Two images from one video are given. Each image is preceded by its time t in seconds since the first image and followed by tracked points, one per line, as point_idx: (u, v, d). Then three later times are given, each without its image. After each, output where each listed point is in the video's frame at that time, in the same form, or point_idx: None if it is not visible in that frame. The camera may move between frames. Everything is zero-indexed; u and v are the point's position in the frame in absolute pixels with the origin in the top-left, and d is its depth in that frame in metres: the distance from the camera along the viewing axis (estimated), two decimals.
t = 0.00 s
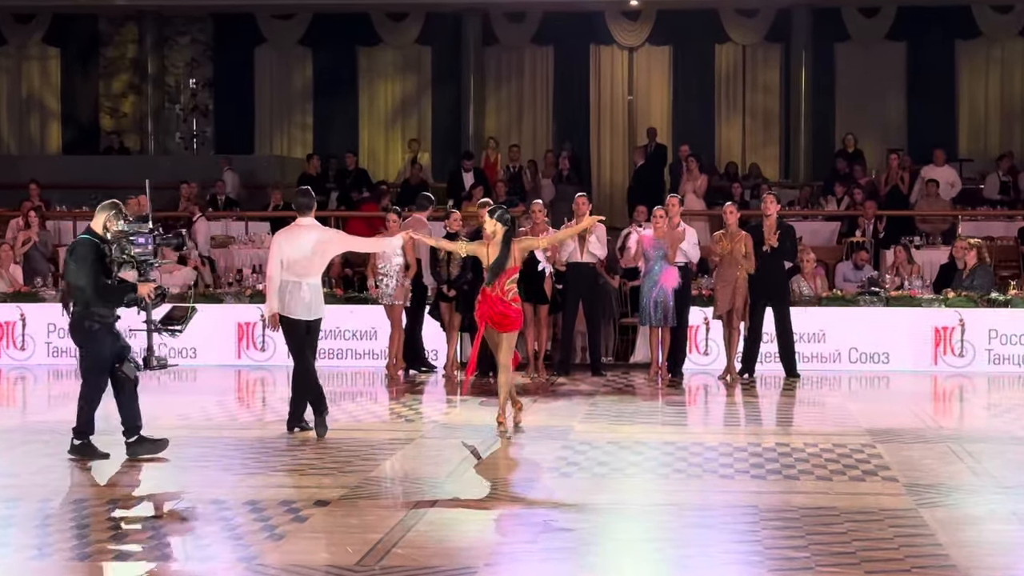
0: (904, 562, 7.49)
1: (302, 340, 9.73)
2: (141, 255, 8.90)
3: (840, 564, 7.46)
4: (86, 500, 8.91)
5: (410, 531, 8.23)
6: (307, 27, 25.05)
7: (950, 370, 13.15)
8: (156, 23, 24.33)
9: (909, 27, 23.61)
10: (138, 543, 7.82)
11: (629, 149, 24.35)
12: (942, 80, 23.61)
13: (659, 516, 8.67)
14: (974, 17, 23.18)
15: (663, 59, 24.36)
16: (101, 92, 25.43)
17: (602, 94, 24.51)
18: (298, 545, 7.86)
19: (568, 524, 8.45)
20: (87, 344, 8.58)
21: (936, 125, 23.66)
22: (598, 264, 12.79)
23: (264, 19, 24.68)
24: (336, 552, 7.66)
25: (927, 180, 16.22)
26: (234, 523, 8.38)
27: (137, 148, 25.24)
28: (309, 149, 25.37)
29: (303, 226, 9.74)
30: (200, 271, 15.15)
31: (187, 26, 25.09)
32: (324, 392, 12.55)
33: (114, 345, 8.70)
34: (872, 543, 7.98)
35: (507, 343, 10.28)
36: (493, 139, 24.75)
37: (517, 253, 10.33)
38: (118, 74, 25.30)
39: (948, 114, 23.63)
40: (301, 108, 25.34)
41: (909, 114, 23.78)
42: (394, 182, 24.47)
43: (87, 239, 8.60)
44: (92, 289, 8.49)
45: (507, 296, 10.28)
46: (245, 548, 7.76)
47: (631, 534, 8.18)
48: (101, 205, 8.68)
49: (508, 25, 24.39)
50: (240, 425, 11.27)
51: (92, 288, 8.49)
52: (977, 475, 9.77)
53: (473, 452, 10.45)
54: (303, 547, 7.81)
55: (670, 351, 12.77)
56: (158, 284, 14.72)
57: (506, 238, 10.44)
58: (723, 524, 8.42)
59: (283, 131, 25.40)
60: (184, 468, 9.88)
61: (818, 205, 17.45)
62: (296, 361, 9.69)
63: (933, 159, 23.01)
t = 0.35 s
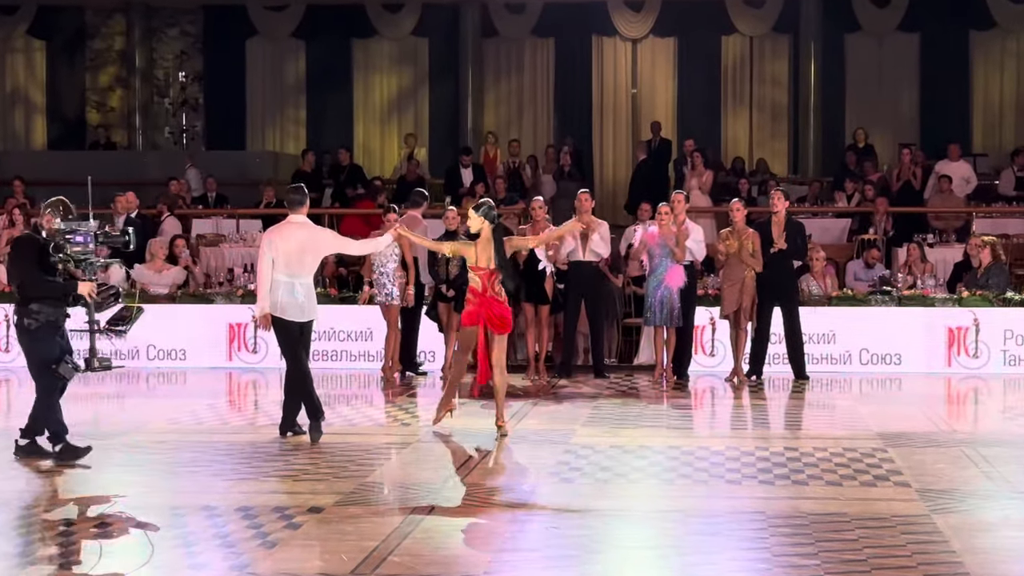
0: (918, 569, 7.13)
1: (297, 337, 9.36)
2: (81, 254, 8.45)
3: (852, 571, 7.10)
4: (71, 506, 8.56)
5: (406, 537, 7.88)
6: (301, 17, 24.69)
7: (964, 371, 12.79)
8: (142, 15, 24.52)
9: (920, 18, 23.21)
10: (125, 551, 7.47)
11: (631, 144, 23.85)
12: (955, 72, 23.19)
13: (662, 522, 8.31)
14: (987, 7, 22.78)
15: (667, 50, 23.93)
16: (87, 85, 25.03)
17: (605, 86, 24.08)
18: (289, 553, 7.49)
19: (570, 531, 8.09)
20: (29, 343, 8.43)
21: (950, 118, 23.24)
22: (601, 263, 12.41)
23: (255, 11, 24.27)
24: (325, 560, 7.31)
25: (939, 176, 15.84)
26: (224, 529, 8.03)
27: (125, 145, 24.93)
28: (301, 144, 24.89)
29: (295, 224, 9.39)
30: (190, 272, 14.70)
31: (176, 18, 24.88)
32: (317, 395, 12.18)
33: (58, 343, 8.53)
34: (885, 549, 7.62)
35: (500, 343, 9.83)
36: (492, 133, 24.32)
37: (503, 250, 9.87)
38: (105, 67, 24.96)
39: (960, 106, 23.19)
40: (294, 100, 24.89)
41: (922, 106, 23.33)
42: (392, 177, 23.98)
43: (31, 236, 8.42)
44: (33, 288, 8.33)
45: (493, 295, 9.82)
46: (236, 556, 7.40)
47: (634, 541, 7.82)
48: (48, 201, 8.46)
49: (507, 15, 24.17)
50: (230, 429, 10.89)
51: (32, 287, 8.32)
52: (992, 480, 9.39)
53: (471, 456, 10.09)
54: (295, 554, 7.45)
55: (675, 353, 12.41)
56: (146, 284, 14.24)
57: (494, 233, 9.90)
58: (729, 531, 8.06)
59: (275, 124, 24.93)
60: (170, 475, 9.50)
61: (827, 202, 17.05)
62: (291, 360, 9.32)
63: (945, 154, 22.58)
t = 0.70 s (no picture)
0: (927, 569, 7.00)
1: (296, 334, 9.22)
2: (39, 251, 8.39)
3: (860, 571, 6.98)
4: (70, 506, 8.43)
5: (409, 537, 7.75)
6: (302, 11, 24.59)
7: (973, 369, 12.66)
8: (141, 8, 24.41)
9: (928, 12, 23.07)
10: (124, 551, 7.35)
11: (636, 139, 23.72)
12: (964, 67, 23.06)
13: (668, 521, 8.18)
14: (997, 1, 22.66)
15: (672, 45, 23.81)
16: (86, 81, 24.93)
17: (610, 81, 23.94)
18: (291, 553, 7.36)
19: (574, 530, 7.96)
20: None
21: (958, 113, 23.10)
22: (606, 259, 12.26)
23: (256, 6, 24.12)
24: (326, 560, 7.18)
25: (947, 172, 15.71)
26: (224, 529, 7.91)
27: (124, 140, 24.88)
28: (303, 139, 24.77)
29: (292, 221, 9.30)
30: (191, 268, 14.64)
31: (176, 12, 24.76)
32: (319, 394, 12.06)
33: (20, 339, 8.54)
34: (893, 549, 7.49)
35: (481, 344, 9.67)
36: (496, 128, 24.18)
37: (479, 250, 9.73)
38: (104, 61, 24.88)
39: (968, 102, 23.07)
40: (296, 96, 24.77)
41: (930, 101, 23.18)
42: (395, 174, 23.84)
43: None
44: None
45: (467, 297, 9.66)
46: (237, 556, 7.28)
47: (640, 541, 7.69)
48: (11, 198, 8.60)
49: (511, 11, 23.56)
50: (231, 428, 10.77)
51: None
52: (1001, 479, 9.26)
53: (475, 455, 9.97)
54: (296, 554, 7.33)
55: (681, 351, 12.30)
56: (147, 280, 14.17)
57: (466, 236, 9.80)
58: (736, 530, 7.93)
59: (277, 120, 24.84)
60: (170, 474, 9.37)
61: (835, 197, 16.92)
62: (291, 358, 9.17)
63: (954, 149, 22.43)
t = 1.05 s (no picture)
0: (937, 565, 6.98)
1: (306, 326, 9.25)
2: (18, 245, 8.62)
3: (869, 567, 6.95)
4: (80, 502, 8.43)
5: (418, 533, 7.74)
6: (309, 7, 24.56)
7: (983, 365, 12.63)
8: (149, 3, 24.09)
9: (938, 7, 23.02)
10: (134, 547, 7.35)
11: (645, 134, 23.72)
12: (974, 61, 23.01)
13: (677, 517, 8.17)
14: None
15: (681, 39, 23.78)
16: (94, 77, 24.73)
17: (619, 76, 23.93)
18: (299, 549, 7.34)
19: (584, 525, 7.96)
20: None
21: (968, 109, 23.06)
22: (614, 255, 12.26)
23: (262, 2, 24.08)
24: (336, 556, 7.18)
25: (956, 167, 15.71)
26: (234, 525, 7.90)
27: (132, 134, 24.42)
28: (311, 136, 24.78)
29: (297, 216, 9.29)
30: (201, 264, 14.66)
31: (184, 7, 24.50)
32: (328, 390, 12.04)
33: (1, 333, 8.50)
34: (903, 545, 7.47)
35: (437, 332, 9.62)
36: (504, 124, 24.17)
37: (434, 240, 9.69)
38: (112, 57, 24.54)
39: (977, 97, 23.04)
40: (304, 92, 24.80)
41: (940, 96, 23.14)
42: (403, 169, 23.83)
43: None
44: None
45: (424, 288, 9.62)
46: (246, 551, 7.26)
47: (649, 537, 7.67)
48: None
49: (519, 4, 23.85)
50: (239, 424, 10.76)
51: None
52: (1011, 475, 9.23)
53: (484, 451, 9.96)
54: (306, 550, 7.31)
55: (691, 346, 12.29)
56: (155, 276, 14.18)
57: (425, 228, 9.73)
58: (745, 526, 7.92)
59: (286, 115, 24.85)
60: (178, 470, 9.35)
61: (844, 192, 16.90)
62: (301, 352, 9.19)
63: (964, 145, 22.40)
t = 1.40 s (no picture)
0: (947, 563, 6.95)
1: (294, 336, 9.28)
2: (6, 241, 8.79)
3: (879, 564, 6.94)
4: (90, 498, 8.43)
5: (428, 530, 7.73)
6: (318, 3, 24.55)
7: (994, 362, 12.61)
8: None
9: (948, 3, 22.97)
10: (144, 544, 7.35)
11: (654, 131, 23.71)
12: (985, 57, 22.97)
13: (687, 514, 8.15)
14: None
15: (691, 35, 23.75)
16: (104, 74, 24.85)
17: (628, 73, 23.92)
18: (309, 545, 7.34)
19: (594, 522, 7.95)
20: None
21: (977, 105, 23.03)
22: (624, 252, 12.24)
23: None
24: (347, 553, 7.17)
25: (966, 164, 15.67)
26: (243, 522, 7.90)
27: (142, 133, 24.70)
28: (319, 132, 24.78)
29: (300, 214, 9.30)
30: (211, 260, 14.60)
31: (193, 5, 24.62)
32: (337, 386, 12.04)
33: None
34: (913, 542, 7.45)
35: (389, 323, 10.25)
36: (513, 120, 24.16)
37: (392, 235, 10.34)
38: (121, 54, 24.77)
39: (987, 93, 23.01)
40: (313, 89, 24.76)
41: (950, 92, 23.09)
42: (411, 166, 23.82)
43: None
44: None
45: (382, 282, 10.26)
46: (255, 549, 7.25)
47: (659, 534, 7.66)
48: None
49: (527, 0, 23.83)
50: (249, 421, 10.75)
51: None
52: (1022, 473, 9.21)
53: (493, 448, 9.94)
54: (316, 547, 7.31)
55: (701, 342, 12.26)
56: (164, 273, 14.13)
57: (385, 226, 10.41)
58: (756, 523, 7.90)
59: (295, 112, 24.85)
60: (188, 467, 9.35)
61: (854, 188, 16.87)
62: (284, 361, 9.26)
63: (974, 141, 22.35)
